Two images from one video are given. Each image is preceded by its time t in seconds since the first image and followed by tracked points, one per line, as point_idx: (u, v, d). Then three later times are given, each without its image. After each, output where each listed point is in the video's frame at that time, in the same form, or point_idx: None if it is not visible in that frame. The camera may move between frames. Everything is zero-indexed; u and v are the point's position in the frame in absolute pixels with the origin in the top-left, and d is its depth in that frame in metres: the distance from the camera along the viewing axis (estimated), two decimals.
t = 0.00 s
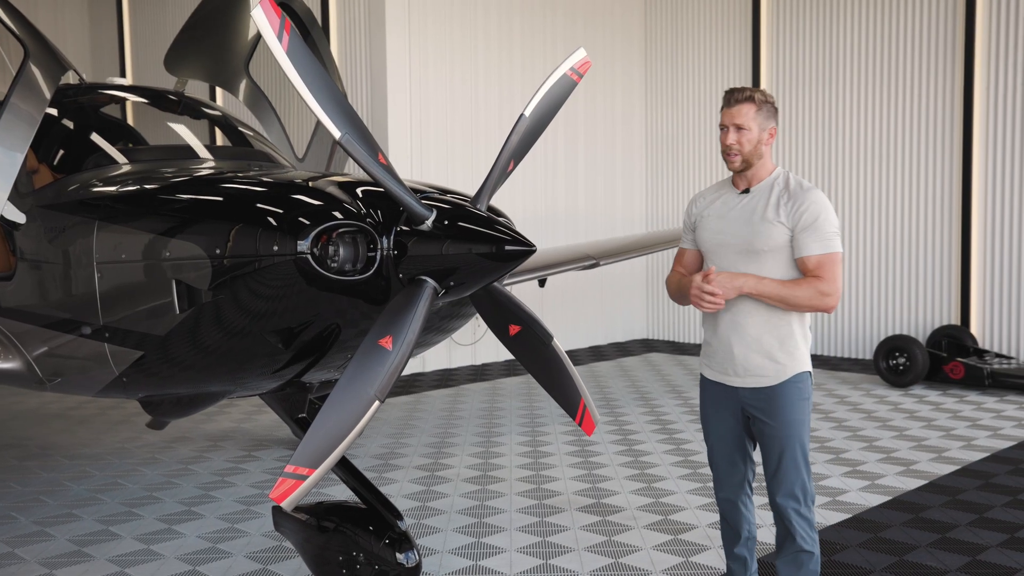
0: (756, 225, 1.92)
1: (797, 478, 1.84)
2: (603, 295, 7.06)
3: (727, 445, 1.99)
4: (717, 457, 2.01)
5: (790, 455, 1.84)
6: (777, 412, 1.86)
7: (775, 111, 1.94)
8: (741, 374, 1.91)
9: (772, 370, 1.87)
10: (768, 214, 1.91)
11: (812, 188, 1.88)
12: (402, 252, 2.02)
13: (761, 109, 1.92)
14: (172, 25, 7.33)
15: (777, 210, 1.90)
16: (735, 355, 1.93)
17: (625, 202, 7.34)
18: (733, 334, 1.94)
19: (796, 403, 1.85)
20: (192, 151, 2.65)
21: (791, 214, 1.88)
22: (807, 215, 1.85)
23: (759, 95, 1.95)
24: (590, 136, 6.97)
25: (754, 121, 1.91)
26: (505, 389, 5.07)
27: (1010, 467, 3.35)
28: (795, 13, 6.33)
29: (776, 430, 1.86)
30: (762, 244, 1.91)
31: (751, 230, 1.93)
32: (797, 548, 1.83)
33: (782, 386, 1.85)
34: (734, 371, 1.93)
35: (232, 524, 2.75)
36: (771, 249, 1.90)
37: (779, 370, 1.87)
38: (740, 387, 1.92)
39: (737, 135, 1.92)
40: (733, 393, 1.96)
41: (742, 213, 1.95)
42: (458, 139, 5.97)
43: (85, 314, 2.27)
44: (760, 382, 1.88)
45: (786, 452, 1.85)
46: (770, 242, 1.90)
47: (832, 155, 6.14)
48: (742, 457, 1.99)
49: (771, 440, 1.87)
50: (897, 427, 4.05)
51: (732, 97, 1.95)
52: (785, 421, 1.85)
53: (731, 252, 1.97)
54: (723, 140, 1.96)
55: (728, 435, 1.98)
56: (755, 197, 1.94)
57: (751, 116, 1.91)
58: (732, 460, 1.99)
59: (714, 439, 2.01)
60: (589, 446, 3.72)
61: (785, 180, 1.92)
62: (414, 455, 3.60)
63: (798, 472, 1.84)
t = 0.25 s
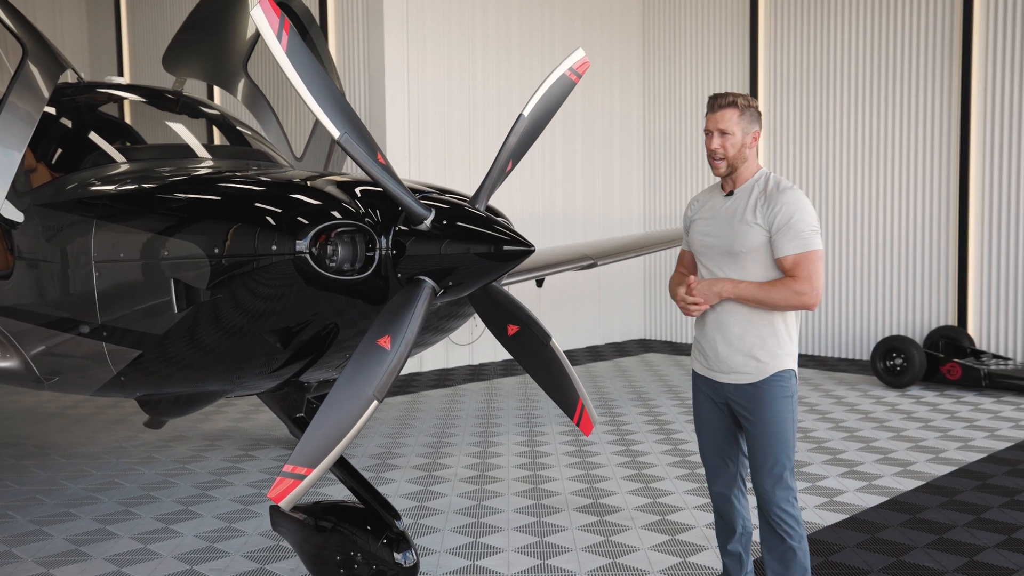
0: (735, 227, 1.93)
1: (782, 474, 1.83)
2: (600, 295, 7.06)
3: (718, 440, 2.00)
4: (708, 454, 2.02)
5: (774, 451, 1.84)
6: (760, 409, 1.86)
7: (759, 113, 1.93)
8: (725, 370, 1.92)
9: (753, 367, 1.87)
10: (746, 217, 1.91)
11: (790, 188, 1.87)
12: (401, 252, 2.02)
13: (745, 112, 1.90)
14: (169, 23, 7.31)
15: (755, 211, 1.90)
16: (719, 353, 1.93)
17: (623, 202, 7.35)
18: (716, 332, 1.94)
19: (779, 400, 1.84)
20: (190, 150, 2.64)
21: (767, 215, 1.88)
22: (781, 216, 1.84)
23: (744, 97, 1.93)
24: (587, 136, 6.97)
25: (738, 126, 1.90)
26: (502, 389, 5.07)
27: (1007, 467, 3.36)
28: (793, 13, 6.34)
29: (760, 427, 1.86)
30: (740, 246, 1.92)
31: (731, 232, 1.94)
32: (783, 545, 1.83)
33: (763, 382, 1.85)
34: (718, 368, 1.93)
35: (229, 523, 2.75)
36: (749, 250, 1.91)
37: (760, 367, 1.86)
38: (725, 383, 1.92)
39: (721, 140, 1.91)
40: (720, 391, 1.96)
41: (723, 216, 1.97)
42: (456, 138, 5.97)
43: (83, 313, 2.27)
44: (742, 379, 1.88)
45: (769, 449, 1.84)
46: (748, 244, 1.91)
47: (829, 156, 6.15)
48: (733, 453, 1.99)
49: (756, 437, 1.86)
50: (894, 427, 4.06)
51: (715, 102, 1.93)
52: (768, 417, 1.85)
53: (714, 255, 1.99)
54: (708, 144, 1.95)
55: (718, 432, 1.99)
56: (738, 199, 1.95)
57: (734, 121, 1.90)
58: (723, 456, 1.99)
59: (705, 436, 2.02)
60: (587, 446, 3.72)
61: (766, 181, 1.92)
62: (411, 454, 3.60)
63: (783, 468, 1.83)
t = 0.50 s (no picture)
0: (725, 229, 1.94)
1: (771, 472, 1.83)
2: (599, 296, 7.07)
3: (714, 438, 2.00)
4: (705, 452, 2.03)
5: (764, 450, 1.84)
6: (749, 406, 1.86)
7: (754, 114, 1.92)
8: (716, 367, 1.92)
9: (742, 364, 1.87)
10: (734, 219, 1.92)
11: (778, 190, 1.85)
12: (400, 252, 2.02)
13: (739, 115, 1.89)
14: (167, 24, 7.31)
15: (744, 211, 1.90)
16: (710, 350, 1.94)
17: (621, 202, 7.35)
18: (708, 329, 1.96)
19: (769, 398, 1.84)
20: (189, 151, 2.64)
21: (754, 217, 1.87)
22: (765, 218, 1.84)
23: (738, 99, 1.92)
24: (585, 136, 6.98)
25: (733, 129, 1.90)
26: (501, 390, 5.07)
27: (1006, 467, 3.37)
28: (791, 13, 6.35)
29: (749, 424, 1.86)
30: (729, 248, 1.93)
31: (721, 232, 1.95)
32: (773, 543, 1.83)
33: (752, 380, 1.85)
34: (710, 365, 1.94)
35: (228, 524, 2.75)
36: (735, 251, 1.92)
37: (747, 364, 1.86)
38: (717, 381, 1.93)
39: (716, 144, 1.91)
40: (713, 390, 1.96)
41: (715, 217, 1.98)
42: (454, 139, 5.97)
43: (82, 314, 2.27)
44: (732, 377, 1.89)
45: (758, 447, 1.84)
46: (735, 245, 1.92)
47: (827, 155, 6.16)
48: (729, 451, 1.99)
49: (746, 435, 1.87)
50: (892, 427, 4.06)
51: (709, 106, 1.93)
52: (757, 414, 1.85)
53: (705, 255, 2.01)
54: (704, 148, 1.96)
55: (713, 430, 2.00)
56: (731, 200, 1.95)
57: (729, 125, 1.90)
58: (719, 455, 2.00)
59: (701, 434, 2.02)
60: (586, 446, 3.73)
61: (758, 183, 1.91)
62: (410, 455, 3.60)
63: (773, 467, 1.83)
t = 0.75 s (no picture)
0: (723, 232, 1.95)
1: (770, 473, 1.83)
2: (595, 297, 7.07)
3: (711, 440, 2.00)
4: (703, 453, 2.03)
5: (762, 450, 1.84)
6: (748, 406, 1.86)
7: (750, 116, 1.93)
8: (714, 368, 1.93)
9: (741, 365, 1.88)
10: (733, 222, 1.92)
11: (775, 193, 1.86)
12: (397, 253, 2.02)
13: (735, 118, 1.91)
14: (164, 26, 7.31)
15: (742, 215, 1.91)
16: (708, 352, 1.95)
17: (618, 204, 7.36)
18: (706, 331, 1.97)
19: (767, 398, 1.85)
20: (186, 153, 2.64)
21: (752, 221, 1.88)
22: (763, 221, 1.84)
23: (733, 102, 1.93)
24: (582, 138, 6.98)
25: (729, 133, 1.91)
26: (498, 391, 5.07)
27: (1002, 467, 3.38)
28: (787, 15, 6.36)
29: (748, 424, 1.86)
30: (727, 251, 1.94)
31: (719, 236, 1.95)
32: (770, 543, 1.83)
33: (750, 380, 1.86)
34: (708, 366, 1.94)
35: (226, 526, 2.74)
36: (733, 255, 1.92)
37: (745, 365, 1.87)
38: (715, 382, 1.94)
39: (714, 148, 1.92)
40: (711, 391, 1.97)
41: (712, 220, 1.98)
42: (451, 140, 5.98)
43: (79, 316, 2.27)
44: (730, 377, 1.89)
45: (756, 447, 1.84)
46: (734, 249, 1.92)
47: (823, 157, 6.18)
48: (727, 453, 2.00)
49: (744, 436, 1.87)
50: (889, 428, 4.07)
51: (705, 109, 1.94)
52: (756, 415, 1.85)
53: (703, 258, 2.01)
54: (701, 151, 1.96)
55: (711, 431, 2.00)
56: (728, 203, 1.96)
57: (726, 128, 1.91)
58: (717, 456, 2.00)
59: (699, 435, 2.03)
60: (583, 447, 3.73)
61: (756, 185, 1.92)
62: (407, 456, 3.61)
63: (770, 467, 1.83)
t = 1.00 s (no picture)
0: (736, 235, 1.93)
1: (779, 476, 1.83)
2: (596, 298, 7.07)
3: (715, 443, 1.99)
4: (707, 456, 2.02)
5: (772, 454, 1.84)
6: (759, 410, 1.86)
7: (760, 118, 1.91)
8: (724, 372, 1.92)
9: (753, 369, 1.87)
10: (748, 225, 1.91)
11: (791, 197, 1.87)
12: (399, 254, 2.02)
13: (747, 120, 1.88)
14: (165, 27, 7.32)
15: (757, 219, 1.90)
16: (718, 355, 1.93)
17: (619, 205, 7.36)
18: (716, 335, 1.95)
19: (779, 401, 1.85)
20: (187, 154, 2.65)
21: (769, 224, 1.88)
22: (783, 224, 1.84)
23: (743, 103, 1.91)
24: (583, 139, 6.98)
25: (741, 135, 1.88)
26: (499, 392, 5.07)
27: (1004, 469, 3.38)
28: (788, 16, 6.36)
29: (757, 428, 1.86)
30: (741, 254, 1.92)
31: (733, 240, 1.94)
32: (773, 549, 1.83)
33: (763, 383, 1.86)
34: (717, 369, 1.94)
35: (227, 527, 2.75)
36: (749, 258, 1.91)
37: (759, 369, 1.87)
38: (724, 386, 1.92)
39: (725, 151, 1.89)
40: (718, 393, 1.96)
41: (724, 222, 1.97)
42: (452, 141, 5.98)
43: (81, 317, 2.27)
44: (743, 379, 1.89)
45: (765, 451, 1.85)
46: (750, 253, 1.91)
47: (824, 158, 6.18)
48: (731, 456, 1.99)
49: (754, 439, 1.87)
50: (890, 429, 4.07)
51: (716, 111, 1.91)
52: (767, 419, 1.85)
53: (714, 261, 1.99)
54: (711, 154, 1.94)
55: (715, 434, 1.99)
56: (739, 205, 1.95)
57: (738, 131, 1.88)
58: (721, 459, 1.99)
59: (703, 438, 2.02)
60: (584, 448, 3.73)
61: (768, 188, 1.92)
62: (408, 458, 3.61)
63: (778, 472, 1.84)
